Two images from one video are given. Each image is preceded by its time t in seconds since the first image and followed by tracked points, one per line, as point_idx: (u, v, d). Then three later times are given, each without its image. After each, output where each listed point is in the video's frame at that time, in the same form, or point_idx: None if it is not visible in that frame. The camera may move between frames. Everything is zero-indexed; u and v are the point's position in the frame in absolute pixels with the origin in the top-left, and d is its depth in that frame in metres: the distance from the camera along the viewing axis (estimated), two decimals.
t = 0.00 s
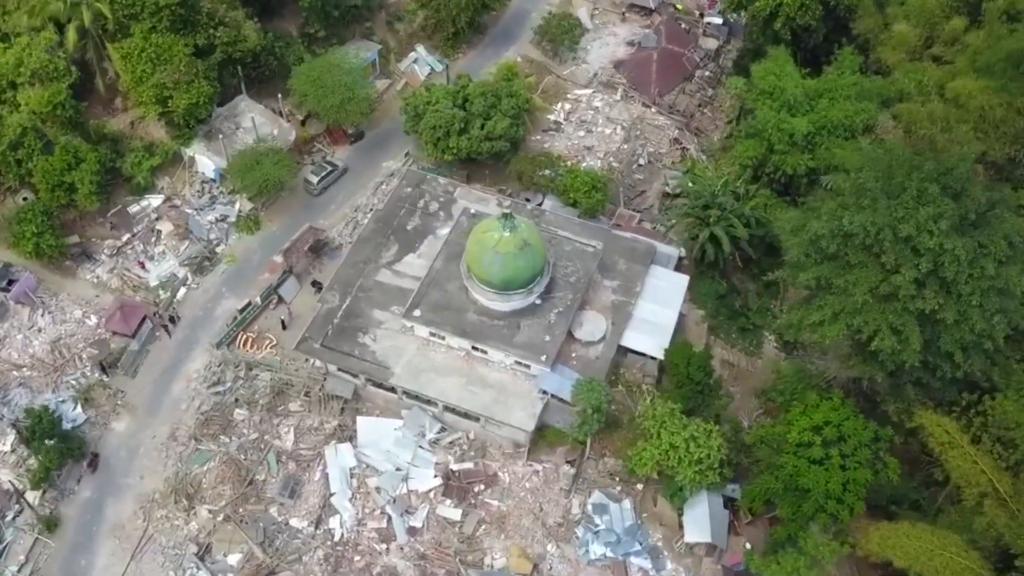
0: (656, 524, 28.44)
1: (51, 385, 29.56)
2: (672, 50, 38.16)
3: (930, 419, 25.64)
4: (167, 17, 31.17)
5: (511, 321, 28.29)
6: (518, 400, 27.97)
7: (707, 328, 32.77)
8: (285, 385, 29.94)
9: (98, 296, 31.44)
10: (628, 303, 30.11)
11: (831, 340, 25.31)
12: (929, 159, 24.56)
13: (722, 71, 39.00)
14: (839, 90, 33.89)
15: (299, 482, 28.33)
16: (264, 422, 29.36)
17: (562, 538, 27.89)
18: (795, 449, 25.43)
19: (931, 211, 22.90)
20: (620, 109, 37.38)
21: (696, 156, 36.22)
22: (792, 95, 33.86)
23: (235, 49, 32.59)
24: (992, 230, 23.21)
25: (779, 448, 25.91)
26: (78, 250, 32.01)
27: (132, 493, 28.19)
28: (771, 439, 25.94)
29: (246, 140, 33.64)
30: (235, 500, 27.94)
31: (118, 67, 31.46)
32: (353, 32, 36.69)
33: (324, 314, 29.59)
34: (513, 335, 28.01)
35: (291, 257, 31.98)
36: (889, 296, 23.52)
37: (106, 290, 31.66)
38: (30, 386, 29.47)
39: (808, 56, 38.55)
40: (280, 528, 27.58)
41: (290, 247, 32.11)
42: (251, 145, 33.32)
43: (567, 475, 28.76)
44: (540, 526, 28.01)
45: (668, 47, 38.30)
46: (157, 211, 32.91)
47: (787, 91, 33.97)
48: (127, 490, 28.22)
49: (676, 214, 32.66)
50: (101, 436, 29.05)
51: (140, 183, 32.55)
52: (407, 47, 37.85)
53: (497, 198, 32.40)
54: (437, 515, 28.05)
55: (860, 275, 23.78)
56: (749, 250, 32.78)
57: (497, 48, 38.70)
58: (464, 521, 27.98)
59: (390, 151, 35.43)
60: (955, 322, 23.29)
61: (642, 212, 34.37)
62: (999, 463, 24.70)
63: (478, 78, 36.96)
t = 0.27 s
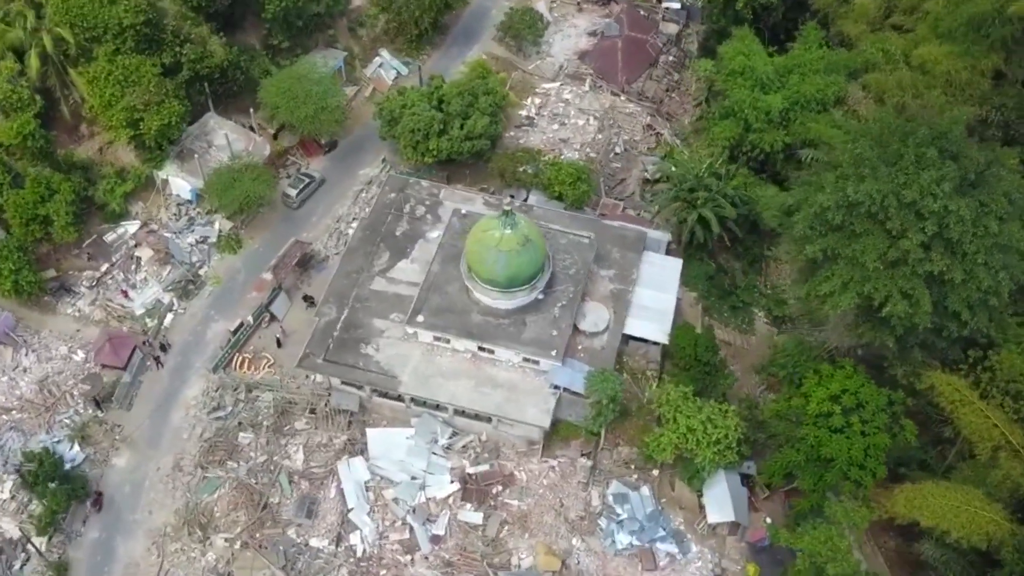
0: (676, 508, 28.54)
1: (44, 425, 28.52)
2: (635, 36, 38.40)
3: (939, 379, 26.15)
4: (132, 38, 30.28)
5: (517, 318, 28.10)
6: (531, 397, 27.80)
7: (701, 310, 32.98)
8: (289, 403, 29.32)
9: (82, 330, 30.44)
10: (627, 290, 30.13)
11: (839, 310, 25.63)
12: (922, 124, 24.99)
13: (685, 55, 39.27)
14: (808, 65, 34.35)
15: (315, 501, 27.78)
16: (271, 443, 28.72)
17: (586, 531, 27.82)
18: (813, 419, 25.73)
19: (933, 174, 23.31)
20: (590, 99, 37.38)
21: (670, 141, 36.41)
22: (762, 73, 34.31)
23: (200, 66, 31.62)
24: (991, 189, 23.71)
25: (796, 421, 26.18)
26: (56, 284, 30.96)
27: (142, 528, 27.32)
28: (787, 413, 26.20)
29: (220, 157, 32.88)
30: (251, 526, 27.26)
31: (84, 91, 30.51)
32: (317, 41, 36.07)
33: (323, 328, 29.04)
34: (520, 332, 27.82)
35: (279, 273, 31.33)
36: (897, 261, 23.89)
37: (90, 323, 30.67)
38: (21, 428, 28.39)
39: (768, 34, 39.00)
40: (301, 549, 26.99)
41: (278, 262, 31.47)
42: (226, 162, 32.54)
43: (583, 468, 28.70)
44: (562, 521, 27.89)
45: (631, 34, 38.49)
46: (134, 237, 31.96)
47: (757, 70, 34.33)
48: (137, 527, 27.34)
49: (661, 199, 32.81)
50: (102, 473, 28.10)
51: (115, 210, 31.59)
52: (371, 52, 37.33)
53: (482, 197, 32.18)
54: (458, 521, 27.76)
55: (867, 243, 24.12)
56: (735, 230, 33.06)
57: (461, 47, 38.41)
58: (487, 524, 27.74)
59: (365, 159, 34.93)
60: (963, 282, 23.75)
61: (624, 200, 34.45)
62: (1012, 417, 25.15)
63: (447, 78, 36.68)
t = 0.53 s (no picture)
0: (695, 490, 28.69)
1: (43, 471, 27.41)
2: (595, 27, 38.43)
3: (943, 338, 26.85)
4: (95, 64, 29.29)
5: (522, 315, 27.91)
6: (544, 393, 27.64)
7: (692, 292, 33.21)
8: (295, 424, 28.67)
9: (69, 370, 29.35)
10: (624, 278, 30.16)
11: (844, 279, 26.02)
12: (909, 90, 25.48)
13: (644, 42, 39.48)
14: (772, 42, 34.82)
15: (335, 520, 27.21)
16: (282, 466, 28.05)
17: (611, 522, 27.78)
18: (828, 388, 26.09)
19: (929, 137, 23.78)
20: (557, 93, 37.34)
21: (641, 128, 36.59)
22: (727, 53, 34.76)
23: (166, 89, 30.70)
24: (983, 146, 24.29)
25: (810, 391, 26.52)
26: (36, 325, 29.81)
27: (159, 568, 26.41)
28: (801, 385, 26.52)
29: (194, 181, 32.02)
30: (273, 552, 26.58)
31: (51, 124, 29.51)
32: (278, 55, 35.35)
33: (324, 345, 28.47)
34: (527, 330, 27.64)
35: (269, 293, 30.63)
36: (900, 224, 24.32)
37: (77, 362, 29.61)
38: (19, 477, 27.24)
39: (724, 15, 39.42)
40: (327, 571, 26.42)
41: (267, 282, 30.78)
42: (201, 185, 31.70)
43: (600, 460, 28.67)
44: (586, 514, 27.81)
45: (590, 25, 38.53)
46: (113, 270, 30.92)
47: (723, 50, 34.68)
48: (153, 567, 26.43)
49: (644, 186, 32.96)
50: (110, 516, 27.10)
51: (90, 244, 30.48)
52: (332, 62, 36.73)
53: (466, 198, 31.92)
54: (482, 526, 27.49)
55: (870, 210, 24.51)
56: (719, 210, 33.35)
57: (422, 50, 38.02)
58: (511, 526, 27.52)
59: (339, 171, 34.37)
60: (964, 239, 24.29)
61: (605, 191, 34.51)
62: (1016, 367, 25.88)
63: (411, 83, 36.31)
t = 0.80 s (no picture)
0: (708, 470, 28.88)
1: (46, 515, 26.40)
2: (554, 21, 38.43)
3: (938, 299, 27.42)
4: (62, 91, 28.33)
5: (524, 312, 27.77)
6: (554, 387, 27.55)
7: (680, 275, 33.42)
8: (303, 443, 28.11)
9: (60, 409, 28.34)
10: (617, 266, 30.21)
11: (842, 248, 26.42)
12: (890, 59, 25.97)
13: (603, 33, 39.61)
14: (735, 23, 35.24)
15: (355, 536, 26.75)
16: (294, 486, 27.48)
17: (630, 510, 27.81)
18: (836, 357, 26.46)
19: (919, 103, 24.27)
20: (524, 88, 37.25)
21: (611, 118, 36.69)
22: (692, 37, 35.06)
23: (135, 113, 29.84)
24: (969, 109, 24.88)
25: (816, 362, 26.88)
26: (20, 366, 28.71)
27: None
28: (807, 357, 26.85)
29: (171, 204, 31.18)
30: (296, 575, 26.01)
31: (21, 156, 28.54)
32: (240, 69, 34.61)
33: (326, 359, 27.99)
34: (532, 325, 27.50)
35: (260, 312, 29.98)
36: (896, 190, 24.78)
37: (67, 400, 28.62)
38: (21, 524, 26.20)
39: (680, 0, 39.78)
40: None
41: (257, 301, 30.13)
42: (178, 207, 30.91)
43: (612, 449, 28.69)
44: (605, 505, 27.81)
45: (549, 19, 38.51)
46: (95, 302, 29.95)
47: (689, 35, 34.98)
48: None
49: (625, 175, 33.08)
50: (121, 554, 26.21)
51: (69, 276, 29.55)
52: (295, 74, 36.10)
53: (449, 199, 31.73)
54: (503, 527, 27.29)
55: (865, 179, 24.91)
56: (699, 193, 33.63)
57: (384, 55, 37.63)
58: (533, 524, 27.38)
59: (315, 183, 33.84)
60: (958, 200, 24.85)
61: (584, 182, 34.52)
62: (1012, 321, 26.58)
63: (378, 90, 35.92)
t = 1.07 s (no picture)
0: (719, 450, 29.10)
1: (54, 560, 25.35)
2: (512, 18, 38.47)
3: (928, 262, 28.03)
4: (31, 122, 27.35)
5: (527, 309, 27.64)
6: (563, 382, 27.47)
7: (666, 261, 33.63)
8: (313, 461, 27.57)
9: (56, 450, 27.31)
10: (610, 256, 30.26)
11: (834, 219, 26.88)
12: (868, 31, 26.47)
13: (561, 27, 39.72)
14: (696, 8, 35.63)
15: (377, 550, 26.32)
16: (309, 506, 26.93)
17: (648, 497, 27.88)
18: (839, 327, 26.78)
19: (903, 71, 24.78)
20: (491, 87, 37.10)
21: (580, 111, 36.78)
22: (655, 24, 35.27)
23: (105, 139, 28.88)
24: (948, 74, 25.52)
25: (819, 333, 27.27)
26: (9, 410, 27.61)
27: None
28: (810, 329, 27.23)
29: (149, 230, 30.34)
30: None
31: None
32: (203, 88, 33.85)
33: (330, 374, 27.50)
34: (536, 321, 27.39)
35: (253, 333, 29.32)
36: (887, 158, 25.27)
37: (62, 440, 27.60)
38: (29, 572, 25.15)
39: None
40: None
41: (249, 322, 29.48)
42: (158, 233, 30.08)
43: (623, 439, 28.73)
44: (623, 494, 27.83)
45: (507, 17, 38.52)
46: (80, 337, 28.96)
47: (652, 22, 35.26)
48: None
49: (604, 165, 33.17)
50: None
51: (52, 313, 28.62)
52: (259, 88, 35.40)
53: (433, 204, 31.46)
54: (525, 526, 27.13)
55: (856, 150, 25.36)
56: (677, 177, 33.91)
57: (346, 64, 37.19)
58: (554, 520, 27.26)
59: (291, 198, 33.27)
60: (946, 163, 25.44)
61: (562, 176, 34.52)
62: (1001, 277, 27.34)
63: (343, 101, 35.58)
